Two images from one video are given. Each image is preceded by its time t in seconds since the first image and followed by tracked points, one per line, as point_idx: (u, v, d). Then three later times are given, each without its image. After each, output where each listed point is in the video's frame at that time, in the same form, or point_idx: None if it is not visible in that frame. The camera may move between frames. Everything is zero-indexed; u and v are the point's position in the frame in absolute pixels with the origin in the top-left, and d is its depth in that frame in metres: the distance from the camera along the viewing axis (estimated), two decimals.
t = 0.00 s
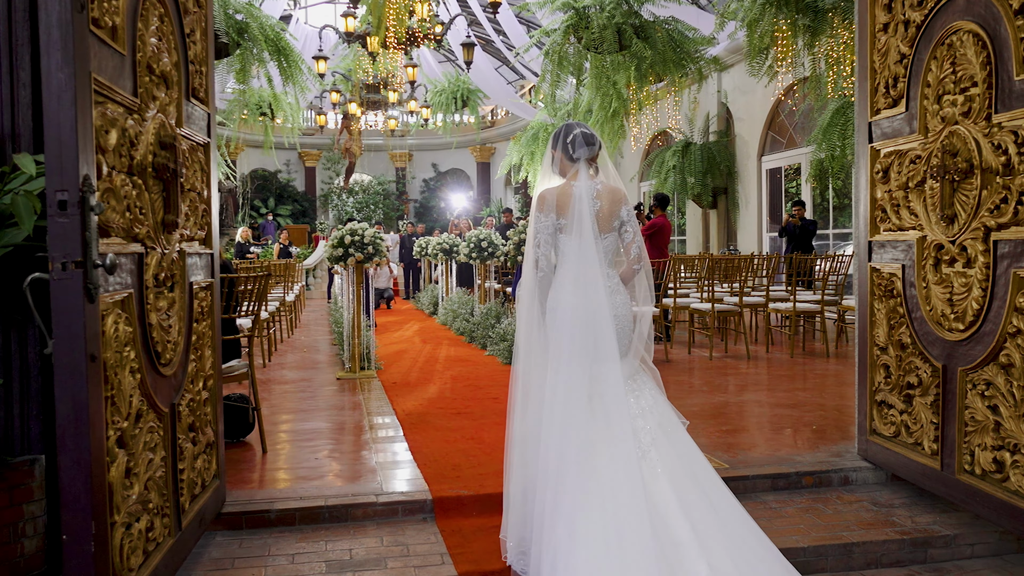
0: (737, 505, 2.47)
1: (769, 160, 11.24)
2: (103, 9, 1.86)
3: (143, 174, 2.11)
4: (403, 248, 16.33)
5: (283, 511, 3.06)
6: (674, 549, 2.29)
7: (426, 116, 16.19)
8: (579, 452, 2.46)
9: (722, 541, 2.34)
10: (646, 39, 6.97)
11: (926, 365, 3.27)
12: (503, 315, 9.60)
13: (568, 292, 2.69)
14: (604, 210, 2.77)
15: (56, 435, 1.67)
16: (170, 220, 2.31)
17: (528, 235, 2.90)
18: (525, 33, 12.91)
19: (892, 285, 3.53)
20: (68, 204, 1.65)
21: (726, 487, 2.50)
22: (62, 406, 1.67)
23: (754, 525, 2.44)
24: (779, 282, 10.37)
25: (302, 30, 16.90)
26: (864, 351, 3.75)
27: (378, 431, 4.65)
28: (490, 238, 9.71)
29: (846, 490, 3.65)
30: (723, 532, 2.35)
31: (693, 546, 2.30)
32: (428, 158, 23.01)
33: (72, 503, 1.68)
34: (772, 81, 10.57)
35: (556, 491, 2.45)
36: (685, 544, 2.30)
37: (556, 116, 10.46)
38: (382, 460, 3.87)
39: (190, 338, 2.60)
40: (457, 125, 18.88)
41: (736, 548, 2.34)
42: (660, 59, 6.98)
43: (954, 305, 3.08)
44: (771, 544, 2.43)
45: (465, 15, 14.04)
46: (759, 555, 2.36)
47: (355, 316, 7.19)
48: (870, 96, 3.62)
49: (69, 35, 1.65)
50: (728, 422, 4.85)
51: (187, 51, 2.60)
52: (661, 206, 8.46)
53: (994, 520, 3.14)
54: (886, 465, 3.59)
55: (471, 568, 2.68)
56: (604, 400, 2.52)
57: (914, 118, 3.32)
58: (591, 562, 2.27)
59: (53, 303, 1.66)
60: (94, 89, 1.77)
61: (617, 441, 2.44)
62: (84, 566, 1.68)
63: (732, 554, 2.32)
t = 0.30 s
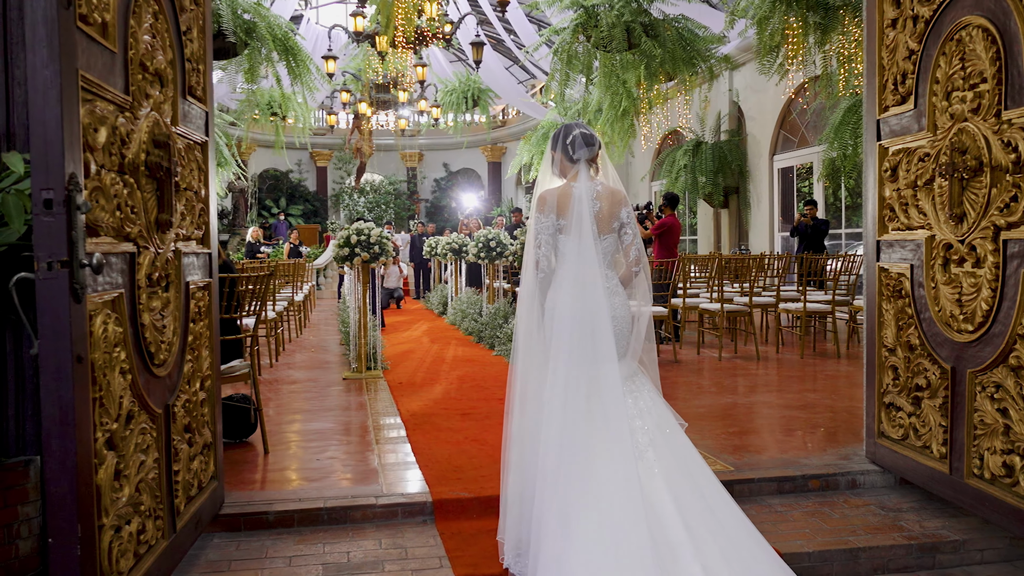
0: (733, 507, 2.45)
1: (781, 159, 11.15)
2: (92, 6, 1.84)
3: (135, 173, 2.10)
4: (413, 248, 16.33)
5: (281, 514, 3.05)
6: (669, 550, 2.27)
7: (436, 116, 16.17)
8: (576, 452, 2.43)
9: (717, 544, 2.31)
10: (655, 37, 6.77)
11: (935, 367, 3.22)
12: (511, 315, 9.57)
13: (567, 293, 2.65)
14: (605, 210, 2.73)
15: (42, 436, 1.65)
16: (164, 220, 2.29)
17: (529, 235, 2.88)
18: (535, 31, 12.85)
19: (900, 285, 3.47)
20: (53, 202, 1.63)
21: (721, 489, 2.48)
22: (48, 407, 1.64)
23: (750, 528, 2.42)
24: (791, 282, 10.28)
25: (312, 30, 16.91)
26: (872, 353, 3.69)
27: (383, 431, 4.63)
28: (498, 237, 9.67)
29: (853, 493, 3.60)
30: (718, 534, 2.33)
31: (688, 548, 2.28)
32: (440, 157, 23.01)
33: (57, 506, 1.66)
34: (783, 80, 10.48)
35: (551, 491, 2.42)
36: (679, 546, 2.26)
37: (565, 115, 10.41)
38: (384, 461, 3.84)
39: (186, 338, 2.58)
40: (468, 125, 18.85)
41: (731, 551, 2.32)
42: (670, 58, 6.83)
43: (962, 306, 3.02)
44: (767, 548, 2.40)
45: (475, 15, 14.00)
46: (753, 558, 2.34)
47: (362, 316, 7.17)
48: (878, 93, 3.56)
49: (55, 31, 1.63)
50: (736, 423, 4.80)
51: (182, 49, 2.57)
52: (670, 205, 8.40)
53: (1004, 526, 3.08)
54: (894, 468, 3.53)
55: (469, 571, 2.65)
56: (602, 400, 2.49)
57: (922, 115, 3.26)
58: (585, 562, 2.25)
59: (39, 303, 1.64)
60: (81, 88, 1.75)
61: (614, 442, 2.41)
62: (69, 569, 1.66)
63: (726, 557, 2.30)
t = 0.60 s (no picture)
0: (733, 507, 2.41)
1: (794, 158, 11.04)
2: (80, 2, 1.82)
3: (128, 172, 2.08)
4: (425, 248, 16.34)
5: (281, 516, 3.03)
6: (668, 550, 2.22)
7: (447, 116, 16.13)
8: (575, 451, 2.39)
9: (715, 542, 2.27)
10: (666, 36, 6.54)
11: (945, 369, 3.16)
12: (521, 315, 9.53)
13: (568, 292, 2.61)
14: (605, 212, 2.70)
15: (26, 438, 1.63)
16: (158, 220, 2.27)
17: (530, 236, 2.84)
18: (546, 31, 12.79)
19: (910, 286, 3.41)
20: (39, 202, 1.61)
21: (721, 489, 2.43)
22: (34, 409, 1.63)
23: (749, 527, 2.38)
24: (803, 283, 10.19)
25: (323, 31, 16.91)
26: (881, 354, 3.63)
27: (387, 432, 4.61)
28: (508, 238, 9.64)
29: (862, 497, 3.53)
30: (718, 534, 2.28)
31: (688, 547, 2.22)
32: (452, 158, 23.01)
33: (45, 509, 1.64)
34: (796, 79, 10.38)
35: (550, 491, 2.38)
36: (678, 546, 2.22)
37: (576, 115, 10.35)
38: (387, 462, 3.82)
39: (183, 338, 2.57)
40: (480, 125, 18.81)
41: (730, 552, 2.28)
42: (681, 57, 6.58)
43: (973, 307, 2.96)
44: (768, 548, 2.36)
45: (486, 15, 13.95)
46: (753, 559, 2.30)
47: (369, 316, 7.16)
48: (888, 90, 3.50)
49: (42, 29, 1.61)
50: (745, 425, 4.74)
51: (179, 49, 2.56)
52: (681, 205, 8.33)
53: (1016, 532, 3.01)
54: (903, 472, 3.47)
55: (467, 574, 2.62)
56: (602, 400, 2.45)
57: (932, 113, 3.20)
58: (582, 563, 2.21)
59: (24, 303, 1.62)
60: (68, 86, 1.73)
61: (613, 441, 2.37)
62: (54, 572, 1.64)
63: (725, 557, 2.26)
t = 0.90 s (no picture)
0: (735, 508, 2.36)
1: (808, 158, 10.92)
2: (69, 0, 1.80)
3: (121, 172, 2.06)
4: (437, 249, 16.33)
5: (281, 519, 3.01)
6: (667, 552, 2.18)
7: (459, 117, 16.09)
8: (574, 452, 2.36)
9: (715, 545, 2.23)
10: (677, 36, 6.43)
11: (955, 373, 3.10)
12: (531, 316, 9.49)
13: (570, 291, 2.58)
14: (608, 212, 2.66)
15: (14, 441, 1.62)
16: (152, 222, 2.26)
17: (532, 236, 2.80)
18: (558, 30, 12.74)
19: (920, 287, 3.34)
20: (26, 203, 1.60)
21: (722, 489, 2.39)
22: (21, 411, 1.61)
23: (751, 529, 2.33)
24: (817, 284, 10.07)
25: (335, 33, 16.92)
26: (891, 357, 3.57)
27: (392, 435, 4.59)
28: (518, 238, 9.60)
29: (871, 503, 3.47)
30: (718, 537, 2.24)
31: (688, 549, 2.18)
32: (465, 158, 22.99)
33: (32, 512, 1.63)
34: (810, 78, 10.27)
35: (549, 492, 2.35)
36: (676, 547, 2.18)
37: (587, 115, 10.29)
38: (391, 464, 3.80)
39: (180, 340, 2.56)
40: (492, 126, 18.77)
41: (731, 553, 2.23)
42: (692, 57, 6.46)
43: (984, 309, 2.90)
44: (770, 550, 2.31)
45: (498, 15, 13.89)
46: (754, 561, 2.25)
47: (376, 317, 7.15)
48: (898, 88, 3.44)
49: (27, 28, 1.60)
50: (754, 429, 4.68)
51: (177, 49, 2.55)
52: (692, 206, 8.27)
53: None
54: (913, 477, 3.41)
55: None
56: (602, 400, 2.41)
57: (943, 111, 3.13)
58: (579, 563, 2.18)
59: (11, 304, 1.61)
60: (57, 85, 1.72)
61: (613, 442, 2.33)
62: None
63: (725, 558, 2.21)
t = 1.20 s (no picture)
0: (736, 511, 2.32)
1: (822, 158, 10.81)
2: None
3: (115, 173, 2.05)
4: (448, 250, 16.32)
5: (281, 522, 3.00)
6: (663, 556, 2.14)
7: (471, 118, 16.06)
8: (572, 452, 2.32)
9: (713, 550, 2.19)
10: (688, 35, 6.32)
11: (966, 376, 3.04)
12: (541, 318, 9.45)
13: (572, 292, 2.54)
14: (612, 212, 2.62)
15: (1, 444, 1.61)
16: (148, 222, 2.24)
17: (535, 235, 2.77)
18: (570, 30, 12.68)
19: (930, 289, 3.28)
20: (12, 203, 1.58)
21: (722, 490, 2.34)
22: (6, 414, 1.60)
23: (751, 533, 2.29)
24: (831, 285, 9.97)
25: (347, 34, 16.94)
26: (901, 360, 3.50)
27: (397, 437, 4.57)
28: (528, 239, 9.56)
29: (880, 508, 3.41)
30: (716, 541, 2.20)
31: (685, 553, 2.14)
32: (478, 159, 22.97)
33: (18, 516, 1.61)
34: (824, 78, 10.17)
35: (546, 493, 2.31)
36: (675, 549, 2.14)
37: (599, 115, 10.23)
38: (394, 467, 3.78)
39: (178, 342, 2.55)
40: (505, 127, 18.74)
41: (730, 558, 2.19)
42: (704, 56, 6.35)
43: (995, 312, 2.84)
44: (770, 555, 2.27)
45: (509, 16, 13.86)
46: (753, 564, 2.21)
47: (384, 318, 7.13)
48: (908, 86, 3.38)
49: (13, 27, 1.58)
50: (764, 432, 4.62)
51: (175, 49, 2.53)
52: (704, 206, 8.19)
53: None
54: (922, 482, 3.35)
55: None
56: (602, 400, 2.37)
57: (953, 109, 3.07)
58: (575, 564, 2.14)
59: None
60: (45, 83, 1.71)
61: (612, 443, 2.29)
62: None
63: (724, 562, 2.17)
